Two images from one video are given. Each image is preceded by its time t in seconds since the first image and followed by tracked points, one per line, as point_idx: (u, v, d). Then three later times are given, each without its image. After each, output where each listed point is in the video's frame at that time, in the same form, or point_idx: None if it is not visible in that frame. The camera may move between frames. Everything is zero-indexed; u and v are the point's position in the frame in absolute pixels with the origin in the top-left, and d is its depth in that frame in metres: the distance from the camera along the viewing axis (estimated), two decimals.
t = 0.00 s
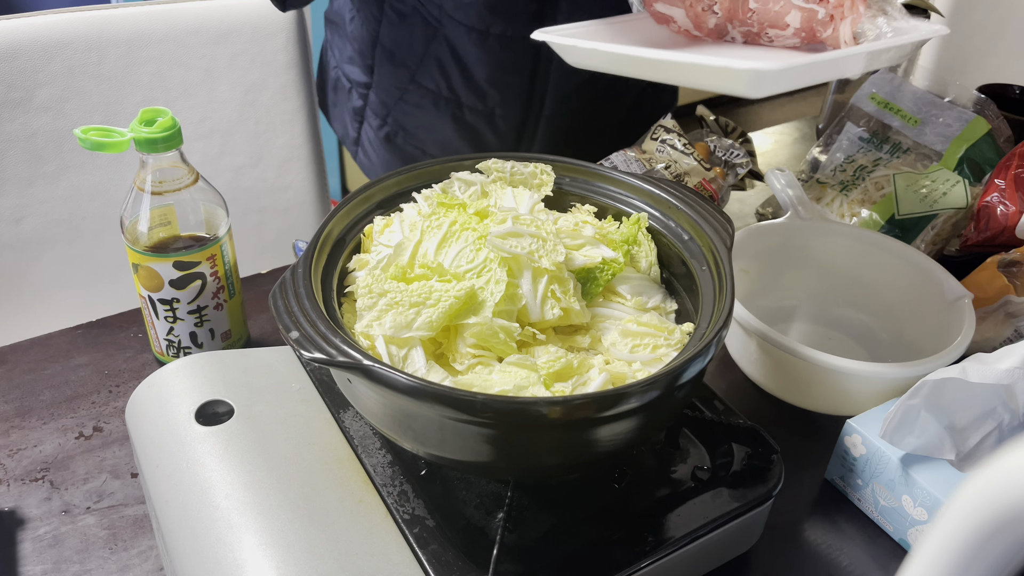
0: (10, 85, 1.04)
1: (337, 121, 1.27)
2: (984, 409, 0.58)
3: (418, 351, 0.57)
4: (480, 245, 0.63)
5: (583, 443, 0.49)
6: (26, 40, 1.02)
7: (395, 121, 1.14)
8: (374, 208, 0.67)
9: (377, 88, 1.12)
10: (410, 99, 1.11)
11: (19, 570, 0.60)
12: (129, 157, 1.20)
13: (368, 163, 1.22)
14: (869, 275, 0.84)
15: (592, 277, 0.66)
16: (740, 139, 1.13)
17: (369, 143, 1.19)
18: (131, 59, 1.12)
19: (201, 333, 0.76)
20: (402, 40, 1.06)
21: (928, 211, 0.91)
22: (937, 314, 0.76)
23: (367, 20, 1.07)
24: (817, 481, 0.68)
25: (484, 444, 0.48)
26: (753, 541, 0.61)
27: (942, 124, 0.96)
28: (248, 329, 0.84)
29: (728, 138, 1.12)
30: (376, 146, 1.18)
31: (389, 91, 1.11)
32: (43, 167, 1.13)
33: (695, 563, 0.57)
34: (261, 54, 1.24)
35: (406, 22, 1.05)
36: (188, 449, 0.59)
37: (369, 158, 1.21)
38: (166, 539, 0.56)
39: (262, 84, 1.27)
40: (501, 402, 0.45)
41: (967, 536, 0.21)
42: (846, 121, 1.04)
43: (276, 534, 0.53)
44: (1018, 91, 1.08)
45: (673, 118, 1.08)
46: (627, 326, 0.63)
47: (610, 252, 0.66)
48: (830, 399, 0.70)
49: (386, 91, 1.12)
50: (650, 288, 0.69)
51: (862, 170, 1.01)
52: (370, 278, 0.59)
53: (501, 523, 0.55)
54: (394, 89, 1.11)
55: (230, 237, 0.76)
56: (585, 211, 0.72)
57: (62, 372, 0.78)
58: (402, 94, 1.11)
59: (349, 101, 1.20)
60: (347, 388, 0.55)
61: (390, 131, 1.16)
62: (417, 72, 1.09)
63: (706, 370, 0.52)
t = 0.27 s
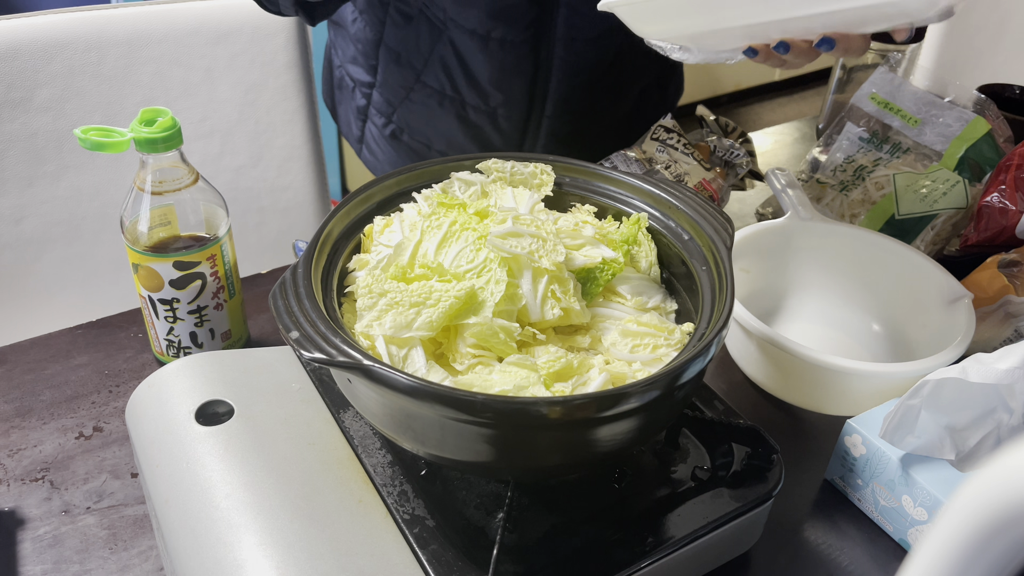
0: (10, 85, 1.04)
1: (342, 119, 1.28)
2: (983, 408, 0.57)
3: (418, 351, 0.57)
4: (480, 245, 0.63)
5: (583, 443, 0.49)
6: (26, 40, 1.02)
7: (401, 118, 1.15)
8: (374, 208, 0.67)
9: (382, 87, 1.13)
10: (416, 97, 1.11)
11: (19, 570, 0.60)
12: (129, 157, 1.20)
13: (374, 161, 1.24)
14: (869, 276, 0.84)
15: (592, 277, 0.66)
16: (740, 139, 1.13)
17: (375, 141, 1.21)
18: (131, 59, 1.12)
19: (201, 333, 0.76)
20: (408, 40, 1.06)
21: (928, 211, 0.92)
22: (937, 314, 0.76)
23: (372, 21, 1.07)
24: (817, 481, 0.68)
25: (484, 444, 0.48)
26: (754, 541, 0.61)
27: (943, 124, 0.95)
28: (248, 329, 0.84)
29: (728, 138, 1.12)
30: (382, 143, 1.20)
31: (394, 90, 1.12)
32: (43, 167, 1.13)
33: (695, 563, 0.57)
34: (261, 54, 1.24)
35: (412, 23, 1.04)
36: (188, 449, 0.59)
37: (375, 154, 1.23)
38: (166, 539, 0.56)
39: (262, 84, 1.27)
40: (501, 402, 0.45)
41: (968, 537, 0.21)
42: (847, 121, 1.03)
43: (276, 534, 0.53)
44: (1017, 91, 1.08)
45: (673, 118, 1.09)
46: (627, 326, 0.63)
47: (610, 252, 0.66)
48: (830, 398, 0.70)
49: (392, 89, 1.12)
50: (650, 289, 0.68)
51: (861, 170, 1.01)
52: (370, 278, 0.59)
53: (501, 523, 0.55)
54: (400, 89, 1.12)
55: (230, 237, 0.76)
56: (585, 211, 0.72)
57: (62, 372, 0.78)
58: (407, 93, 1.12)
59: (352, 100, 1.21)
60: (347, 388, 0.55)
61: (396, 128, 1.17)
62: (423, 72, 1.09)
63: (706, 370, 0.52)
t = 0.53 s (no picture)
0: (10, 85, 1.04)
1: (336, 120, 1.28)
2: (983, 408, 0.57)
3: (418, 351, 0.57)
4: (480, 245, 0.63)
5: (583, 443, 0.49)
6: (26, 40, 1.02)
7: (396, 118, 1.15)
8: (374, 208, 0.67)
9: (377, 85, 1.13)
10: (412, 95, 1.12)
11: (19, 570, 0.60)
12: (129, 157, 1.20)
13: (369, 160, 1.23)
14: (869, 276, 0.84)
15: (592, 277, 0.66)
16: (740, 139, 1.13)
17: (370, 140, 1.21)
18: (131, 59, 1.12)
19: (201, 333, 0.76)
20: (405, 37, 1.06)
21: (928, 210, 0.92)
22: (938, 315, 0.76)
23: (368, 20, 1.07)
24: (817, 481, 0.68)
25: (484, 444, 0.48)
26: (754, 541, 0.61)
27: (943, 124, 0.95)
28: (248, 329, 0.84)
29: (728, 138, 1.12)
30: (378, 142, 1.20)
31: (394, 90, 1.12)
32: (43, 167, 1.13)
33: (695, 563, 0.57)
34: (261, 54, 1.24)
35: (408, 20, 1.05)
36: (188, 449, 0.59)
37: (370, 154, 1.23)
38: (167, 538, 0.56)
39: (262, 84, 1.27)
40: (501, 402, 0.45)
41: (968, 537, 0.21)
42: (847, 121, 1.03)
43: (276, 534, 0.53)
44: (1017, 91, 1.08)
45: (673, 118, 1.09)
46: (627, 326, 0.63)
47: (610, 252, 0.66)
48: (830, 398, 0.70)
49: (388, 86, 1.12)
50: (650, 289, 0.68)
51: (862, 170, 1.01)
52: (370, 278, 0.59)
53: (501, 523, 0.55)
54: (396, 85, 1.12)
55: (230, 237, 0.76)
56: (585, 211, 0.72)
57: (62, 372, 0.78)
58: (404, 91, 1.12)
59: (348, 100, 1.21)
60: (347, 388, 0.55)
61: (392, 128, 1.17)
62: (418, 71, 1.09)
63: (706, 369, 0.52)
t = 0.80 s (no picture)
0: (10, 85, 1.04)
1: (332, 127, 1.28)
2: (983, 409, 0.59)
3: (418, 351, 0.58)
4: (480, 245, 0.63)
5: (582, 443, 0.49)
6: (26, 40, 1.02)
7: (395, 121, 1.15)
8: (374, 208, 0.67)
9: (376, 89, 1.13)
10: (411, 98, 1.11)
11: (19, 570, 0.60)
12: (129, 157, 1.20)
13: (365, 167, 1.24)
14: (869, 275, 0.84)
15: (592, 277, 0.66)
16: (740, 139, 1.14)
17: (369, 147, 1.20)
18: (131, 59, 1.12)
19: (201, 333, 0.76)
20: (402, 37, 1.06)
21: (928, 210, 0.91)
22: (937, 315, 0.76)
23: (366, 21, 1.07)
24: (817, 481, 0.68)
25: (484, 444, 0.48)
26: (754, 541, 0.61)
27: (943, 124, 0.96)
28: (248, 328, 0.84)
29: (728, 138, 1.12)
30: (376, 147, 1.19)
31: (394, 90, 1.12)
32: (43, 168, 1.13)
33: (695, 563, 0.57)
34: (261, 54, 1.24)
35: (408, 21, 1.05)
36: (188, 449, 0.59)
37: (368, 162, 1.23)
38: (167, 538, 0.56)
39: (262, 84, 1.27)
40: (501, 402, 0.45)
41: (968, 536, 0.21)
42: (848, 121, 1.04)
43: (276, 534, 0.53)
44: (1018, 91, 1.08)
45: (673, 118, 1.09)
46: (627, 326, 0.63)
47: (610, 252, 0.66)
48: (829, 398, 0.70)
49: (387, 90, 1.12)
50: (650, 289, 0.68)
51: (862, 169, 1.00)
52: (370, 278, 0.59)
53: (501, 523, 0.55)
54: (394, 89, 1.12)
55: (230, 238, 0.76)
56: (585, 211, 0.72)
57: (62, 372, 0.78)
58: (402, 94, 1.12)
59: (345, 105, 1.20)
60: (347, 388, 0.55)
61: (390, 133, 1.17)
62: (418, 72, 1.09)
63: (706, 369, 0.52)
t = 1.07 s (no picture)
0: (10, 85, 1.04)
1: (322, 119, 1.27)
2: (983, 409, 0.59)
3: (418, 351, 0.58)
4: (480, 245, 0.63)
5: (582, 443, 0.49)
6: (26, 39, 1.02)
7: (395, 121, 1.15)
8: (374, 208, 0.67)
9: (361, 81, 1.12)
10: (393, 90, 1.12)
11: (19, 570, 0.60)
12: (129, 157, 1.20)
13: (347, 160, 1.24)
14: (869, 275, 0.84)
15: (592, 277, 0.66)
16: (740, 139, 1.14)
17: (351, 142, 1.21)
18: (131, 59, 1.12)
19: (201, 333, 0.76)
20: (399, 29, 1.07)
21: (928, 211, 0.91)
22: (937, 315, 0.76)
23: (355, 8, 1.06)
24: (817, 481, 0.68)
25: (484, 444, 0.48)
26: (754, 541, 0.61)
27: (942, 124, 0.96)
28: (249, 328, 0.84)
29: (728, 138, 1.12)
30: (358, 143, 1.19)
31: (394, 90, 1.12)
32: (43, 167, 1.13)
33: (695, 563, 0.57)
34: (261, 54, 1.24)
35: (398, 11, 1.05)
36: (188, 449, 0.59)
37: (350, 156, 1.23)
38: (167, 538, 0.56)
39: (262, 84, 1.27)
40: (501, 402, 0.45)
41: (968, 536, 0.21)
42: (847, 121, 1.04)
43: (276, 534, 0.53)
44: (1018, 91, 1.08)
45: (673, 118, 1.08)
46: (627, 326, 0.63)
47: (610, 252, 0.66)
48: (829, 399, 0.70)
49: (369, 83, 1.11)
50: (650, 289, 0.69)
51: (862, 169, 1.01)
52: (370, 278, 0.59)
53: (501, 523, 0.55)
54: (377, 81, 1.11)
55: (230, 237, 0.76)
56: (585, 211, 0.72)
57: (62, 372, 0.78)
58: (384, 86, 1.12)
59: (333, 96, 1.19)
60: (347, 388, 0.55)
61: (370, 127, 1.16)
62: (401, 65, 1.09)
63: (706, 369, 0.52)
